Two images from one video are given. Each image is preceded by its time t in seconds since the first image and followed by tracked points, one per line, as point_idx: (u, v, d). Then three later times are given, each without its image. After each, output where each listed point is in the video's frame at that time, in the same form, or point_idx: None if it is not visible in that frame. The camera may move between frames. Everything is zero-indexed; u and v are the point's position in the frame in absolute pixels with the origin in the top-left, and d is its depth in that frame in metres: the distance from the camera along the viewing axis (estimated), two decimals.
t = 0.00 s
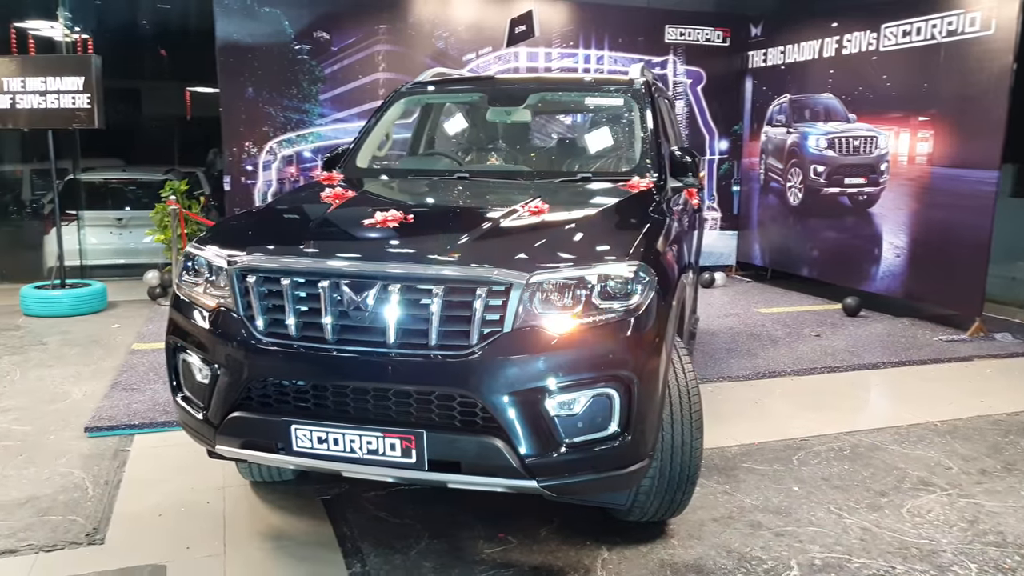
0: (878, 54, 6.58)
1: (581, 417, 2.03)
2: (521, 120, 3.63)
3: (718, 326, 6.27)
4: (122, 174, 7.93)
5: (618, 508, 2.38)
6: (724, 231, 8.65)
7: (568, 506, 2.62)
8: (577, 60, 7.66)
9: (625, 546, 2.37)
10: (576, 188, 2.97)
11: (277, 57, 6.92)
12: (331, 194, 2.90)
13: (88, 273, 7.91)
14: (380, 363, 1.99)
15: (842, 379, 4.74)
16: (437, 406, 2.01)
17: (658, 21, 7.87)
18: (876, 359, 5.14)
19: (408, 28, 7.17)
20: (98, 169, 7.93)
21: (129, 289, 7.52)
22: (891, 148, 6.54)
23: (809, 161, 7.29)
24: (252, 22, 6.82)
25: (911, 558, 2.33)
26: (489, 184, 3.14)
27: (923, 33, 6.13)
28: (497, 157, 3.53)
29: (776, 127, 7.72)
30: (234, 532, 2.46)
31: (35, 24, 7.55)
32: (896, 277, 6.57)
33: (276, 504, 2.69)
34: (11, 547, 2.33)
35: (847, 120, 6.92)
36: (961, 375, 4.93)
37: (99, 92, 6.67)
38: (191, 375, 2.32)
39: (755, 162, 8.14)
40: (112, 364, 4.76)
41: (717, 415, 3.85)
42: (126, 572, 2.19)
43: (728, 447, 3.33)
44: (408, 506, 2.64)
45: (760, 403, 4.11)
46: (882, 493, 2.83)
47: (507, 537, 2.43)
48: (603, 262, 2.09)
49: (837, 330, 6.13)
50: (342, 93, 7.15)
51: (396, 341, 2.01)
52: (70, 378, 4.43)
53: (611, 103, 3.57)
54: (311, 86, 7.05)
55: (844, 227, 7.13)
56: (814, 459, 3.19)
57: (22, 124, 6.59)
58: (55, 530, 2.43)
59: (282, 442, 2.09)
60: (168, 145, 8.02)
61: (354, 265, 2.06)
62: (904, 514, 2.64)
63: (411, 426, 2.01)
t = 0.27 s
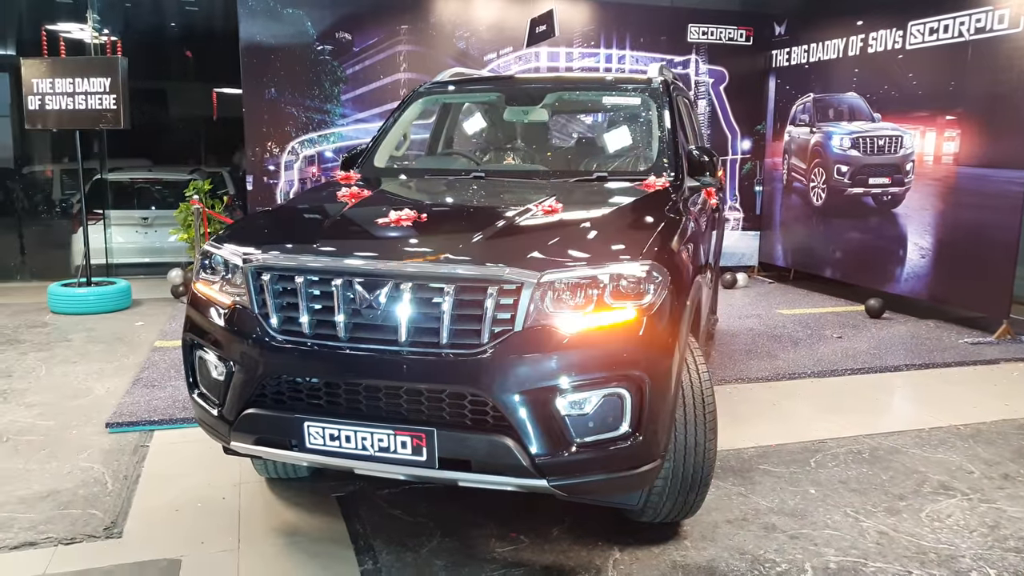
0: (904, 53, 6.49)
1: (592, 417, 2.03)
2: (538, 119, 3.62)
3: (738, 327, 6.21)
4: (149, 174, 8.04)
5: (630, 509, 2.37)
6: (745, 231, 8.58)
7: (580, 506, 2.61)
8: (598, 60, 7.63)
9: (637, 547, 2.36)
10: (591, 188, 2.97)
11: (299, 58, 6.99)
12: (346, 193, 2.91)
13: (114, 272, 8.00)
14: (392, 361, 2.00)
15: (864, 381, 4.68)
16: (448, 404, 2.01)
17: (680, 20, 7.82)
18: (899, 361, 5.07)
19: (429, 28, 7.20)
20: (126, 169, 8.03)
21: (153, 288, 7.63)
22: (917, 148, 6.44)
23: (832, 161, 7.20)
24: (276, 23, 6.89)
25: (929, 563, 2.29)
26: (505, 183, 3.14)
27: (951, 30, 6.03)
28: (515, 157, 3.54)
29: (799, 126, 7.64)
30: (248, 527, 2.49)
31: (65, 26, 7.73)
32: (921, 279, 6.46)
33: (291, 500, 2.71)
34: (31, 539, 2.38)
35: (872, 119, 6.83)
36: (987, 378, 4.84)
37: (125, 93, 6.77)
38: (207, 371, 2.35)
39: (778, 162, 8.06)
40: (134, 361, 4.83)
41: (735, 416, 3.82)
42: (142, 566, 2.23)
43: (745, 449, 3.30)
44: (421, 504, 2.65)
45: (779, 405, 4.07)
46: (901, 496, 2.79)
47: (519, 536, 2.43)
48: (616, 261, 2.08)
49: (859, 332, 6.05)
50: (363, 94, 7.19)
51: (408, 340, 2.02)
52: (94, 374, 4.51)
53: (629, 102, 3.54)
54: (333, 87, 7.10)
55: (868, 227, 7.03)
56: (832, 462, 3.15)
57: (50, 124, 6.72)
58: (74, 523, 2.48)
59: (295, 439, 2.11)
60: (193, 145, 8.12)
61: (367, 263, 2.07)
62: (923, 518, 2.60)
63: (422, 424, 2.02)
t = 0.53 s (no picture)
0: (904, 52, 6.48)
1: (585, 416, 2.02)
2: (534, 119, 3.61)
3: (737, 327, 6.20)
4: (148, 174, 8.04)
5: (625, 509, 2.36)
6: (745, 231, 8.57)
7: (575, 506, 2.60)
8: (598, 59, 7.62)
9: (632, 546, 2.35)
10: (587, 187, 2.96)
11: (298, 57, 6.98)
12: (341, 192, 2.90)
13: (113, 271, 7.99)
14: (385, 360, 1.99)
15: (863, 381, 4.66)
16: (441, 403, 2.00)
17: (680, 19, 7.81)
18: (898, 361, 5.05)
19: (428, 28, 7.19)
20: (126, 169, 8.03)
21: (152, 287, 7.62)
22: (917, 147, 6.42)
23: (832, 161, 7.19)
24: (275, 23, 6.88)
25: (924, 563, 2.28)
26: (501, 182, 3.13)
27: (951, 30, 6.02)
28: (512, 156, 3.55)
29: (799, 126, 7.62)
30: (242, 527, 2.48)
31: (66, 26, 7.74)
32: (921, 279, 6.45)
33: (285, 500, 2.70)
34: (24, 538, 2.37)
35: (871, 119, 6.81)
36: (986, 378, 4.83)
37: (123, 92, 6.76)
38: (200, 370, 2.34)
39: (778, 162, 8.04)
40: (132, 360, 4.82)
41: (733, 416, 3.81)
42: (134, 565, 2.22)
43: (741, 449, 3.29)
44: (416, 503, 2.65)
45: (777, 405, 4.06)
46: (898, 497, 2.78)
47: (513, 536, 2.42)
48: (611, 259, 2.07)
49: (858, 332, 6.03)
50: (362, 93, 7.19)
51: (401, 338, 2.01)
52: (91, 374, 4.50)
53: (625, 100, 3.52)
54: (332, 86, 7.09)
55: (867, 227, 7.02)
56: (829, 462, 3.14)
57: (49, 123, 6.72)
58: (67, 523, 2.47)
59: (287, 438, 2.10)
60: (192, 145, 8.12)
61: (360, 262, 2.06)
62: (919, 519, 2.59)
63: (415, 423, 2.01)
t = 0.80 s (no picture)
0: (904, 52, 6.47)
1: (581, 416, 2.01)
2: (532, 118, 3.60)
3: (736, 326, 6.20)
4: (148, 175, 8.05)
5: (621, 508, 2.36)
6: (745, 231, 8.57)
7: (572, 506, 2.60)
8: (597, 59, 7.62)
9: (628, 546, 2.34)
10: (585, 186, 2.96)
11: (298, 57, 6.98)
12: (338, 192, 2.90)
13: (113, 272, 8.00)
14: (380, 360, 1.99)
15: (862, 381, 4.66)
16: (436, 403, 2.00)
17: (679, 19, 7.81)
18: (897, 361, 5.05)
19: (428, 28, 7.19)
20: (126, 169, 8.04)
21: (151, 287, 7.62)
22: (916, 147, 6.42)
23: (832, 161, 7.19)
24: (274, 23, 6.88)
25: (921, 563, 2.28)
26: (498, 182, 3.13)
27: (950, 29, 6.01)
28: (510, 156, 3.53)
29: (799, 126, 7.62)
30: (238, 527, 2.48)
31: (66, 27, 7.75)
32: (920, 279, 6.44)
33: (282, 500, 2.70)
34: (20, 538, 2.37)
35: (871, 119, 6.81)
36: (985, 378, 4.82)
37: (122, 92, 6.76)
38: (196, 370, 2.34)
39: (778, 162, 8.04)
40: (130, 360, 4.82)
41: (732, 416, 3.81)
42: (130, 565, 2.22)
43: (739, 449, 3.29)
44: (412, 503, 2.64)
45: (776, 405, 4.05)
46: (895, 497, 2.77)
47: (510, 535, 2.42)
48: (607, 258, 2.07)
49: (858, 332, 6.03)
50: (361, 93, 7.19)
51: (396, 338, 2.01)
52: (90, 374, 4.50)
53: (623, 100, 3.52)
54: (331, 86, 7.09)
55: (867, 227, 7.02)
56: (827, 461, 3.14)
57: (48, 124, 6.72)
58: (64, 522, 2.47)
59: (283, 438, 2.10)
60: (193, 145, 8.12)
61: (356, 261, 2.06)
62: (916, 519, 2.58)
63: (410, 423, 2.01)
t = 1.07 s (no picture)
0: (904, 52, 6.47)
1: (577, 415, 2.01)
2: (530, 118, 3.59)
3: (735, 326, 6.20)
4: (148, 174, 8.03)
5: (618, 508, 2.36)
6: (745, 231, 8.56)
7: (570, 506, 2.59)
8: (597, 59, 7.61)
9: (625, 546, 2.34)
10: (583, 186, 2.95)
11: (297, 57, 6.98)
12: (335, 191, 2.89)
13: (112, 271, 7.96)
14: (376, 359, 1.99)
15: (861, 381, 4.65)
16: (432, 402, 2.00)
17: (679, 19, 7.81)
18: (897, 362, 5.04)
19: (427, 27, 7.19)
20: (126, 169, 8.04)
21: (151, 287, 7.62)
22: (916, 147, 6.42)
23: (832, 160, 7.18)
24: (273, 22, 6.88)
25: (919, 564, 2.27)
26: (496, 181, 3.13)
27: (950, 29, 6.00)
28: (509, 156, 3.52)
29: (799, 126, 7.61)
30: (235, 526, 2.47)
31: (66, 26, 7.74)
32: (920, 279, 6.44)
33: (279, 500, 2.70)
34: (16, 537, 2.37)
35: (871, 118, 6.80)
36: (984, 379, 4.82)
37: (121, 92, 6.76)
38: (193, 369, 2.34)
39: (778, 162, 8.03)
40: (129, 359, 4.82)
41: (730, 417, 3.80)
42: (125, 564, 2.22)
43: (737, 449, 3.29)
44: (409, 503, 2.64)
45: (776, 406, 4.05)
46: (893, 497, 2.76)
47: (507, 535, 2.41)
48: (604, 258, 2.06)
49: (857, 332, 6.02)
50: (361, 93, 7.18)
51: (392, 337, 2.00)
52: (88, 373, 4.50)
53: (622, 100, 3.52)
54: (331, 86, 7.09)
55: (867, 227, 7.01)
56: (825, 462, 3.13)
57: (48, 123, 6.72)
58: (60, 522, 2.47)
59: (279, 437, 2.10)
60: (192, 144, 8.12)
61: (352, 260, 2.05)
62: (914, 519, 2.58)
63: (406, 423, 2.01)
